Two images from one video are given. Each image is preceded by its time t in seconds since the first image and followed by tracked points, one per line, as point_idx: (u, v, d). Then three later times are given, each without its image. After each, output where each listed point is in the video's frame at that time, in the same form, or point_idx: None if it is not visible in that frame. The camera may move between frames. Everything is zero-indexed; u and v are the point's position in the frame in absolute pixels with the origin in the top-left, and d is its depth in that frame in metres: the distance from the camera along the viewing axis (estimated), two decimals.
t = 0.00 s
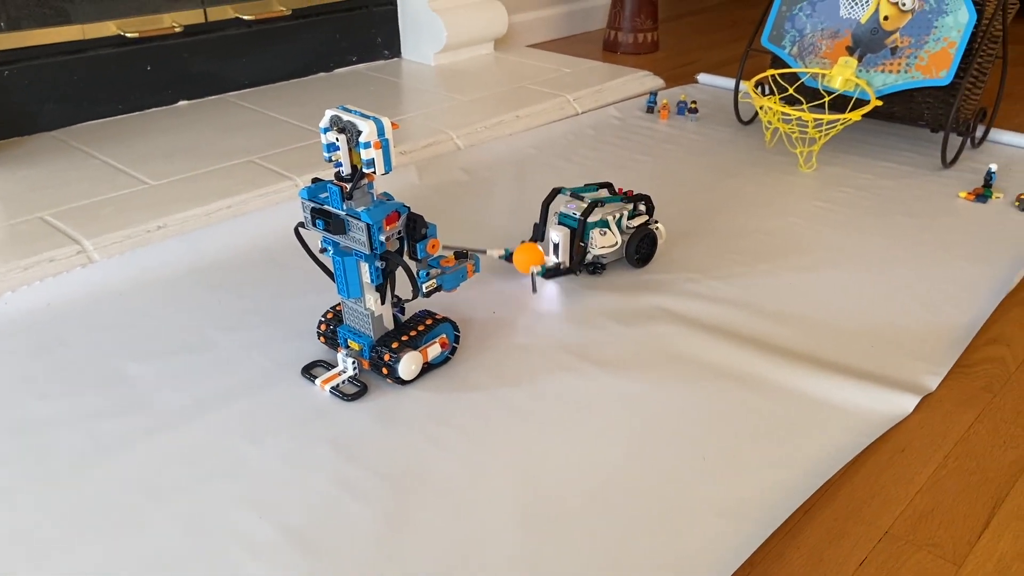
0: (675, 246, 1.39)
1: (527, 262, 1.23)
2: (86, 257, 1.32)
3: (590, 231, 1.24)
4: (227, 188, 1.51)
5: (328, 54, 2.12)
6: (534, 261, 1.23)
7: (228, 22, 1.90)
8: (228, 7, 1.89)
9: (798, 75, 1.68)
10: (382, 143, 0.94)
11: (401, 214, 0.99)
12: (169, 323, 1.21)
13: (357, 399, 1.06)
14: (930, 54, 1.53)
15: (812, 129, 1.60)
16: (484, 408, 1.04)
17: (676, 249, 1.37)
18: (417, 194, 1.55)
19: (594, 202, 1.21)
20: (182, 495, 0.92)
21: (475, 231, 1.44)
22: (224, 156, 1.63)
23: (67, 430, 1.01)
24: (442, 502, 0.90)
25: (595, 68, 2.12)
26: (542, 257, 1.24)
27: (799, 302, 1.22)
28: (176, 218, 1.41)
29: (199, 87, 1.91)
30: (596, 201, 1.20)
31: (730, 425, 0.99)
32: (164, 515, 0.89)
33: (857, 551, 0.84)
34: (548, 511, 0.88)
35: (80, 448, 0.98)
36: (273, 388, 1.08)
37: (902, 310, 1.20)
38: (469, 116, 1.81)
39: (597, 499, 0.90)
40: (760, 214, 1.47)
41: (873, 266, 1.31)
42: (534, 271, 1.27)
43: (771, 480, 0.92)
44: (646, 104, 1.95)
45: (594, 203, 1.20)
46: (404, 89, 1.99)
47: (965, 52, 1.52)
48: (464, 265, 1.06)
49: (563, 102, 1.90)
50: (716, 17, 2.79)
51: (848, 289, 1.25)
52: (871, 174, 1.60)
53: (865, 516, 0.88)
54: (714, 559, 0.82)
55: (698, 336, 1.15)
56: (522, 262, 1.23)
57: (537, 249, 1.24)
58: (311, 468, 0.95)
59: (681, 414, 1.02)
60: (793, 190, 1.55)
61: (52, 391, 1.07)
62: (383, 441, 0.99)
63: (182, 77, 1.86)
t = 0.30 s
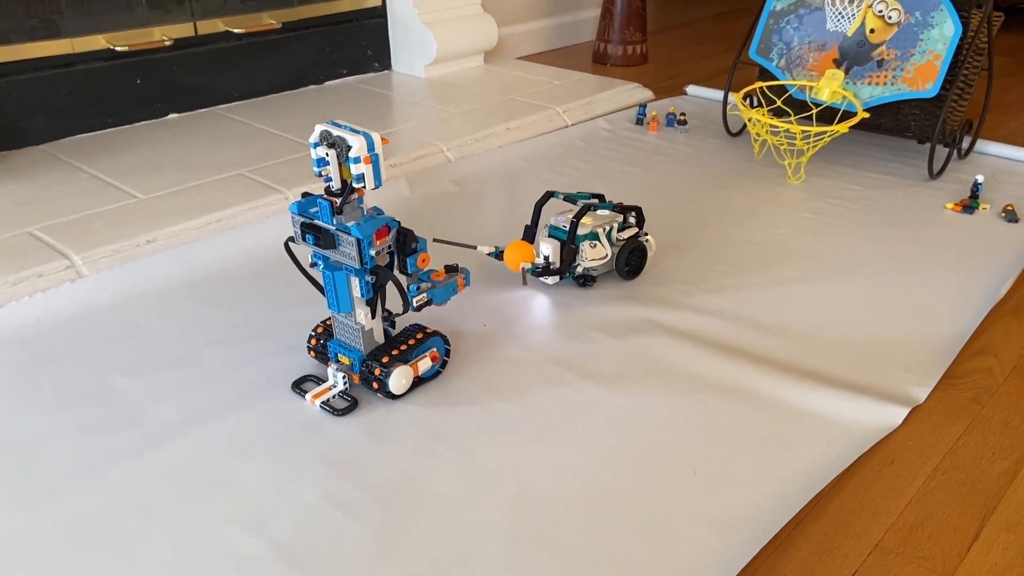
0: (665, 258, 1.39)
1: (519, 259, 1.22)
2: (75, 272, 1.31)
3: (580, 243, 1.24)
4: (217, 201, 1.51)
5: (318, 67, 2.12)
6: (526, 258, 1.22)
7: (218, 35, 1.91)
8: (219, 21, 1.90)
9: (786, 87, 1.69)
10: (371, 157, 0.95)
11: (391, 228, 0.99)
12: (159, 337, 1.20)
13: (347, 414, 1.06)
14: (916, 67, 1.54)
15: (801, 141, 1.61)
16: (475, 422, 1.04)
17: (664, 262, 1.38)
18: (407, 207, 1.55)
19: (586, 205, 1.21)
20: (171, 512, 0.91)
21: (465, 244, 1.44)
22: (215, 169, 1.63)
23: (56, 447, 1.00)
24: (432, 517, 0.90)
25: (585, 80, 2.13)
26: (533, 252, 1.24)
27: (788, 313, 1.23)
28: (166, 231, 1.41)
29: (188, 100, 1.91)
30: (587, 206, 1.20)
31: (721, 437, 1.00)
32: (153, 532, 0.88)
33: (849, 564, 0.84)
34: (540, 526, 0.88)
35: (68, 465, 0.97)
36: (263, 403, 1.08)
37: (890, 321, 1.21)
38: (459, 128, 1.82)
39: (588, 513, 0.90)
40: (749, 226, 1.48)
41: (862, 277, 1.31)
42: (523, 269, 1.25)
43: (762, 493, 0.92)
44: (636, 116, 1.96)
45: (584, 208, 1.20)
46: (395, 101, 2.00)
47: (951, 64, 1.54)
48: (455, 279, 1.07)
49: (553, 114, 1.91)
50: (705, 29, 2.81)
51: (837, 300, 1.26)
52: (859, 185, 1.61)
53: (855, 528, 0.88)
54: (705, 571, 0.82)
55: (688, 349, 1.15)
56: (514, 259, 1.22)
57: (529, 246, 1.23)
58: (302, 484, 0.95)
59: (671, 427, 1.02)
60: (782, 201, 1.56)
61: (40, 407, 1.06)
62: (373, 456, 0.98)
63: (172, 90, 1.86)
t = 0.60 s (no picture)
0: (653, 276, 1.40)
1: (531, 261, 1.29)
2: (61, 293, 1.30)
3: (589, 254, 1.28)
4: (205, 221, 1.51)
5: (307, 85, 2.13)
6: (537, 260, 1.29)
7: (207, 54, 1.92)
8: (208, 39, 1.92)
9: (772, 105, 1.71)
10: (359, 180, 0.95)
11: (379, 250, 0.99)
12: (146, 360, 1.20)
13: (336, 437, 1.05)
14: (900, 85, 1.56)
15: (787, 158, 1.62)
16: (464, 444, 1.04)
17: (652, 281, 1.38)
18: (396, 226, 1.55)
19: (596, 216, 1.26)
20: (157, 538, 0.90)
21: (454, 263, 1.44)
22: (204, 189, 1.63)
23: (42, 473, 0.99)
24: (420, 542, 0.89)
25: (574, 98, 2.15)
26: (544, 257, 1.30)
27: (775, 332, 1.24)
28: (154, 252, 1.41)
29: (177, 119, 1.91)
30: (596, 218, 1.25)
31: (709, 459, 1.00)
32: (139, 559, 0.88)
33: None
34: (528, 550, 0.88)
35: (54, 491, 0.97)
36: (251, 427, 1.07)
37: (876, 341, 1.21)
38: (448, 146, 1.82)
39: (577, 535, 0.90)
40: (736, 244, 1.49)
41: (848, 295, 1.32)
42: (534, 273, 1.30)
43: (750, 514, 0.92)
44: (624, 133, 1.97)
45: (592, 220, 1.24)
46: (384, 119, 2.00)
47: (935, 83, 1.55)
48: (443, 300, 1.07)
49: (542, 131, 1.91)
50: (693, 45, 2.83)
51: (824, 319, 1.27)
52: (845, 202, 1.63)
53: (843, 549, 0.88)
54: None
55: (676, 369, 1.16)
56: (526, 261, 1.29)
57: (542, 250, 1.30)
58: (289, 508, 0.94)
59: (659, 448, 1.02)
60: (769, 218, 1.57)
61: (26, 432, 1.06)
62: (361, 480, 0.98)
63: (161, 109, 1.86)
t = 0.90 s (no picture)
0: (641, 296, 1.40)
1: (560, 266, 1.33)
2: (46, 316, 1.30)
3: (615, 257, 1.33)
4: (192, 242, 1.50)
5: (296, 104, 2.13)
6: (567, 263, 1.33)
7: (195, 74, 1.92)
8: (195, 59, 1.92)
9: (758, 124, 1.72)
10: (345, 204, 0.95)
11: (365, 273, 0.99)
12: (131, 384, 1.19)
13: (322, 460, 1.05)
14: (884, 104, 1.57)
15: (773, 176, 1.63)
16: (451, 468, 1.03)
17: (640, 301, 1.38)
18: (385, 245, 1.55)
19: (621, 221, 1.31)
20: (140, 565, 0.89)
21: (442, 283, 1.44)
22: (191, 209, 1.63)
23: (24, 500, 0.98)
24: (407, 567, 0.89)
25: (562, 116, 2.16)
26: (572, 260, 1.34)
27: (762, 353, 1.24)
28: (140, 274, 1.40)
29: (164, 139, 1.90)
30: (621, 222, 1.30)
31: (696, 481, 1.00)
32: None
33: None
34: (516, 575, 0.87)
35: (37, 518, 0.95)
36: (236, 451, 1.06)
37: (863, 360, 1.22)
38: (437, 164, 1.83)
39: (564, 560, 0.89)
40: (723, 263, 1.49)
41: (834, 315, 1.33)
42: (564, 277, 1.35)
43: (738, 537, 0.92)
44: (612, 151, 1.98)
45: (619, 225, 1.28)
46: (373, 137, 2.01)
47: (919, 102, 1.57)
48: (430, 322, 1.06)
49: (530, 150, 1.92)
50: (680, 63, 2.86)
51: (810, 340, 1.27)
52: (831, 220, 1.64)
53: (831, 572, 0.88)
54: None
55: (664, 389, 1.16)
56: (555, 266, 1.33)
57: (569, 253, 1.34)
58: (274, 534, 0.93)
59: (647, 470, 1.02)
60: (755, 237, 1.58)
61: (8, 458, 1.04)
62: (347, 504, 0.98)
63: (148, 129, 1.86)
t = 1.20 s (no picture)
0: (627, 315, 1.40)
1: (581, 271, 1.38)
2: (27, 337, 1.28)
3: (632, 262, 1.39)
4: (177, 263, 1.50)
5: (282, 122, 2.13)
6: (586, 269, 1.39)
7: (181, 92, 1.92)
8: (180, 78, 1.92)
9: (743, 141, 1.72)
10: (329, 225, 0.94)
11: (350, 294, 0.98)
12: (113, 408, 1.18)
13: (306, 484, 1.04)
14: (868, 122, 1.58)
15: (759, 194, 1.64)
16: (436, 490, 1.02)
17: (627, 319, 1.38)
18: (371, 264, 1.55)
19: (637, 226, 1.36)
20: None
21: (429, 302, 1.44)
22: (177, 229, 1.62)
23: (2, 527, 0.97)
24: None
25: (550, 133, 2.16)
26: (592, 266, 1.39)
27: (748, 374, 1.24)
28: (124, 295, 1.39)
29: (150, 157, 1.90)
30: (638, 228, 1.36)
31: (684, 502, 0.99)
32: None
33: None
34: None
35: (15, 545, 0.94)
36: (219, 476, 1.05)
37: (848, 379, 1.22)
38: (424, 182, 1.83)
39: None
40: (709, 282, 1.49)
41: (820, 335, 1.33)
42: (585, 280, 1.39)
43: (726, 559, 0.91)
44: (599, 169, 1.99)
45: (635, 230, 1.34)
46: (361, 155, 2.01)
47: (902, 120, 1.57)
48: (415, 343, 1.06)
49: (517, 167, 1.92)
50: (666, 80, 2.87)
51: (795, 360, 1.27)
52: (817, 237, 1.64)
53: None
54: None
55: (651, 409, 1.16)
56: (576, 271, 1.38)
57: (589, 259, 1.40)
58: (257, 560, 0.92)
59: (634, 492, 1.01)
60: (741, 254, 1.58)
61: None
62: (331, 529, 0.96)
63: (133, 148, 1.85)
